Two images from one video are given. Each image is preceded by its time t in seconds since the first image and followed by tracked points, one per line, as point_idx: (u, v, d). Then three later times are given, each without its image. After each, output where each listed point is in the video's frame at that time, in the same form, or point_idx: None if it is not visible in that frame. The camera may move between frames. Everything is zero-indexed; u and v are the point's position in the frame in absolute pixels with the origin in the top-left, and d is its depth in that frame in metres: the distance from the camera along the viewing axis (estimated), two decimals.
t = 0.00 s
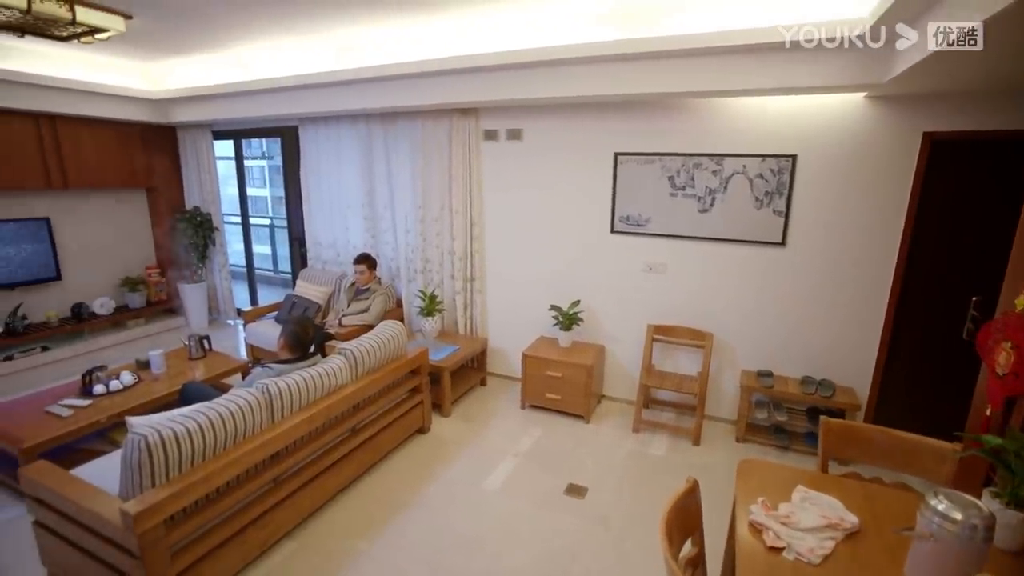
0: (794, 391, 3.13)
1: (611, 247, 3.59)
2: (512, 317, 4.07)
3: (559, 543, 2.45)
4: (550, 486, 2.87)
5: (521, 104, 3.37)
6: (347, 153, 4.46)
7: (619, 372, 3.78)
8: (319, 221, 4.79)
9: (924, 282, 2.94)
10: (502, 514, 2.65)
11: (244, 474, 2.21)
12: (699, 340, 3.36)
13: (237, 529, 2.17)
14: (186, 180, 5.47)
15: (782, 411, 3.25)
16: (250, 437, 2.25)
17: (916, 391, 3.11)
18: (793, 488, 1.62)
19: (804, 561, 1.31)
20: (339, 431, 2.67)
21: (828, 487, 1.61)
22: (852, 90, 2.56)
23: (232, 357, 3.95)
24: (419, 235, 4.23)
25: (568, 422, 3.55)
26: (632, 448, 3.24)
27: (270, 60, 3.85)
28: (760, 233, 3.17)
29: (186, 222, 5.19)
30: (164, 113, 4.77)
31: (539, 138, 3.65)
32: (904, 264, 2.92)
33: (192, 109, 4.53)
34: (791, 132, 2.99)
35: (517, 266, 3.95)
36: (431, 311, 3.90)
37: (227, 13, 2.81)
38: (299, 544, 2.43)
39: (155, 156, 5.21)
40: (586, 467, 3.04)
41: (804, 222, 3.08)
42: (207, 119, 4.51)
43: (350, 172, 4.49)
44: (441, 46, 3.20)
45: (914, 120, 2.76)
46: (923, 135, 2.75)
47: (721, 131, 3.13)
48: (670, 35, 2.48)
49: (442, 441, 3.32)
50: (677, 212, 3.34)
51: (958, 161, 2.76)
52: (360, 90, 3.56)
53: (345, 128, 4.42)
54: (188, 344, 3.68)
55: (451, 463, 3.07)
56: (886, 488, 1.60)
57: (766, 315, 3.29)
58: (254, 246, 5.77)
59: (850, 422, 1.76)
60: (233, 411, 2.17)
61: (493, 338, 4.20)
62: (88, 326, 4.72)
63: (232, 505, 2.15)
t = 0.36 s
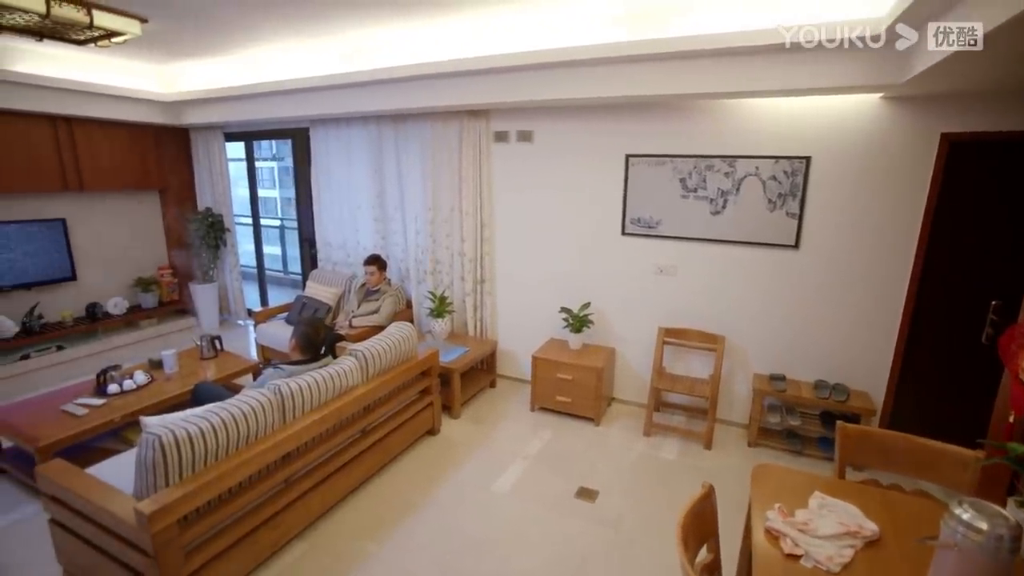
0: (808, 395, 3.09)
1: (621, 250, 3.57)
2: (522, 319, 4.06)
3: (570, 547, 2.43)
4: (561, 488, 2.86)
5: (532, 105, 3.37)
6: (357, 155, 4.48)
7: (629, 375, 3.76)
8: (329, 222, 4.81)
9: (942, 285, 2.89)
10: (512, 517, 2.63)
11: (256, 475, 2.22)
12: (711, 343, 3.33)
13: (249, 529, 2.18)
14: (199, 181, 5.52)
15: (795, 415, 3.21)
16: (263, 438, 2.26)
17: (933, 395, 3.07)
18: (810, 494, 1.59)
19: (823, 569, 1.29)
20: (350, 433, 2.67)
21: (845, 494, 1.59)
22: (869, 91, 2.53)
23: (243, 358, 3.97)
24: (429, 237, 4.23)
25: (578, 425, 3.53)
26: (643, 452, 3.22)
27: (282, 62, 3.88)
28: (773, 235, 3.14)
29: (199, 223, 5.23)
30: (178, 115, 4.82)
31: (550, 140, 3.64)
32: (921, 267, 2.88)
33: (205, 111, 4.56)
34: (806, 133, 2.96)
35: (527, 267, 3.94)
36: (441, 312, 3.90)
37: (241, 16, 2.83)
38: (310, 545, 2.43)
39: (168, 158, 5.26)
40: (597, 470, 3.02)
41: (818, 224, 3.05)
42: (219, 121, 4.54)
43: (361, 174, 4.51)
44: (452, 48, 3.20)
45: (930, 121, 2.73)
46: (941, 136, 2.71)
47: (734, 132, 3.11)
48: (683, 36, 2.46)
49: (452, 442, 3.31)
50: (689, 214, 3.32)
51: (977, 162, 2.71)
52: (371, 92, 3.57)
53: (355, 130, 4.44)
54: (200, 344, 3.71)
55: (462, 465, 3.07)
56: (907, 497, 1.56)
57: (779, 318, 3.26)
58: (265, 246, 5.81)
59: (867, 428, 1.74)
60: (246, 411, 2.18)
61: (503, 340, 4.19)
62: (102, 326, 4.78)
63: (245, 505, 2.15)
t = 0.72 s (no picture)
0: (820, 400, 3.06)
1: (631, 253, 3.56)
2: (531, 322, 4.05)
3: (580, 553, 2.41)
4: (571, 493, 2.84)
5: (541, 108, 3.37)
6: (367, 157, 4.49)
7: (639, 379, 3.74)
8: (338, 224, 4.82)
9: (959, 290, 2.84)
10: (522, 522, 2.62)
11: (266, 477, 2.22)
12: (722, 347, 3.30)
13: (260, 531, 2.18)
14: (209, 183, 5.56)
15: (807, 421, 3.17)
16: (273, 440, 2.26)
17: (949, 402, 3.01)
18: (826, 501, 1.57)
19: None
20: (359, 435, 2.67)
21: (863, 502, 1.57)
22: (882, 93, 2.51)
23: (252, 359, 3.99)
24: (438, 239, 4.24)
25: (588, 429, 3.51)
26: (653, 456, 3.20)
27: (294, 65, 3.90)
28: (785, 238, 3.12)
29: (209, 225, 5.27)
30: (189, 119, 4.86)
31: (559, 142, 3.64)
32: (936, 271, 2.84)
33: (216, 114, 4.60)
34: (818, 136, 2.94)
35: (536, 270, 3.93)
36: (449, 315, 3.90)
37: (255, 20, 2.86)
38: (320, 548, 2.43)
39: (179, 160, 5.31)
40: (606, 475, 3.00)
41: (830, 227, 3.02)
42: (230, 124, 4.58)
43: (370, 176, 4.52)
44: (462, 51, 3.22)
45: (945, 123, 2.70)
46: (957, 138, 2.68)
47: (745, 135, 3.09)
48: (694, 39, 2.46)
49: (460, 446, 3.30)
50: (699, 217, 3.31)
51: (996, 164, 2.66)
52: (381, 94, 3.59)
53: (365, 132, 4.45)
54: (210, 345, 3.73)
55: (471, 469, 3.06)
56: (926, 506, 1.54)
57: (791, 322, 3.23)
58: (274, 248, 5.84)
59: (884, 434, 1.71)
60: (257, 414, 2.18)
61: (511, 343, 4.18)
62: (114, 327, 4.82)
63: (255, 507, 2.16)
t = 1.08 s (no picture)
0: (831, 405, 3.02)
1: (640, 256, 3.54)
2: (539, 325, 4.04)
3: (590, 558, 2.39)
4: (580, 497, 2.82)
5: (549, 112, 3.37)
6: (375, 160, 4.50)
7: (647, 383, 3.72)
8: (347, 227, 4.84)
9: (977, 294, 2.79)
10: (531, 527, 2.60)
11: (276, 480, 2.22)
12: (732, 352, 3.28)
13: (270, 534, 2.18)
14: (219, 186, 5.59)
15: (818, 426, 3.13)
16: (282, 444, 2.26)
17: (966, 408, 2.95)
18: (842, 509, 1.55)
19: None
20: (368, 439, 2.67)
21: (880, 510, 1.55)
22: (896, 96, 2.49)
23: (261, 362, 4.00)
24: (446, 242, 4.23)
25: (596, 433, 3.49)
26: (663, 461, 3.17)
27: (303, 69, 3.93)
28: (796, 242, 3.09)
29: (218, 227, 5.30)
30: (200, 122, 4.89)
31: (568, 146, 3.63)
32: (951, 275, 2.80)
33: (226, 117, 4.63)
34: (830, 139, 2.91)
35: (544, 273, 3.92)
36: (457, 318, 3.90)
37: (266, 24, 2.87)
38: (329, 551, 2.43)
39: (189, 163, 5.34)
40: (616, 480, 2.98)
41: (842, 231, 2.99)
42: (240, 127, 4.60)
43: (378, 179, 4.52)
44: (471, 55, 3.22)
45: (960, 125, 2.67)
46: (973, 140, 2.65)
47: (756, 138, 3.07)
48: (704, 42, 2.45)
49: (468, 450, 3.29)
50: (709, 221, 3.29)
51: (1014, 166, 2.61)
52: (390, 98, 3.60)
53: (374, 135, 4.46)
54: (219, 348, 3.75)
55: (479, 473, 3.04)
56: (946, 515, 1.51)
57: (802, 326, 3.20)
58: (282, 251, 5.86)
59: (899, 441, 1.69)
60: (267, 416, 2.18)
61: (519, 346, 4.17)
62: (124, 329, 4.86)
63: (265, 510, 2.16)
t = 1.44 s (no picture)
0: (841, 410, 2.99)
1: (649, 260, 3.53)
2: (547, 329, 4.03)
3: (600, 564, 2.37)
4: (588, 502, 2.81)
5: (557, 115, 3.37)
6: (383, 164, 4.51)
7: (656, 387, 3.70)
8: (354, 230, 4.85)
9: (993, 299, 2.74)
10: (540, 531, 2.58)
11: (285, 483, 2.21)
12: (741, 356, 3.25)
13: (278, 537, 2.18)
14: (227, 189, 5.61)
15: (828, 431, 3.10)
16: (291, 447, 2.25)
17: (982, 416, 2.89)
18: (857, 517, 1.53)
19: None
20: (376, 442, 2.66)
21: (896, 518, 1.52)
22: (908, 98, 2.47)
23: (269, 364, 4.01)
24: (454, 245, 4.23)
25: (604, 437, 3.47)
26: (672, 466, 3.15)
27: (312, 72, 3.94)
28: (807, 245, 3.07)
29: (226, 230, 5.31)
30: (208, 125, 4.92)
31: (576, 149, 3.63)
32: (965, 279, 2.76)
33: (235, 121, 4.65)
34: (840, 142, 2.89)
35: (552, 277, 3.92)
36: (465, 321, 3.89)
37: (277, 28, 2.89)
38: (337, 555, 2.42)
39: (198, 166, 5.37)
40: (625, 484, 2.96)
41: (853, 235, 2.97)
42: (249, 130, 4.62)
43: (386, 182, 4.53)
44: (480, 58, 3.23)
45: (974, 128, 2.64)
46: (987, 143, 2.61)
47: (766, 141, 3.05)
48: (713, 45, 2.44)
49: (476, 453, 3.28)
50: (718, 224, 3.27)
51: None
52: (398, 101, 3.60)
53: (381, 139, 4.47)
54: (227, 350, 3.75)
55: (487, 477, 3.03)
56: (964, 524, 1.49)
57: (813, 330, 3.17)
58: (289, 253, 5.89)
59: (916, 447, 1.67)
60: (276, 419, 2.18)
61: (527, 349, 4.16)
62: (133, 330, 4.88)
63: (274, 513, 2.15)
